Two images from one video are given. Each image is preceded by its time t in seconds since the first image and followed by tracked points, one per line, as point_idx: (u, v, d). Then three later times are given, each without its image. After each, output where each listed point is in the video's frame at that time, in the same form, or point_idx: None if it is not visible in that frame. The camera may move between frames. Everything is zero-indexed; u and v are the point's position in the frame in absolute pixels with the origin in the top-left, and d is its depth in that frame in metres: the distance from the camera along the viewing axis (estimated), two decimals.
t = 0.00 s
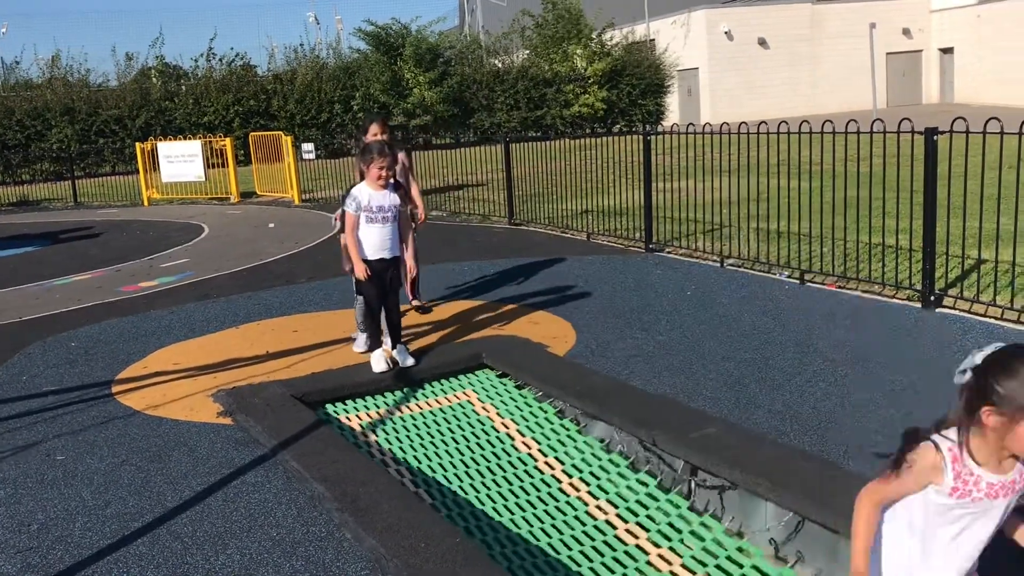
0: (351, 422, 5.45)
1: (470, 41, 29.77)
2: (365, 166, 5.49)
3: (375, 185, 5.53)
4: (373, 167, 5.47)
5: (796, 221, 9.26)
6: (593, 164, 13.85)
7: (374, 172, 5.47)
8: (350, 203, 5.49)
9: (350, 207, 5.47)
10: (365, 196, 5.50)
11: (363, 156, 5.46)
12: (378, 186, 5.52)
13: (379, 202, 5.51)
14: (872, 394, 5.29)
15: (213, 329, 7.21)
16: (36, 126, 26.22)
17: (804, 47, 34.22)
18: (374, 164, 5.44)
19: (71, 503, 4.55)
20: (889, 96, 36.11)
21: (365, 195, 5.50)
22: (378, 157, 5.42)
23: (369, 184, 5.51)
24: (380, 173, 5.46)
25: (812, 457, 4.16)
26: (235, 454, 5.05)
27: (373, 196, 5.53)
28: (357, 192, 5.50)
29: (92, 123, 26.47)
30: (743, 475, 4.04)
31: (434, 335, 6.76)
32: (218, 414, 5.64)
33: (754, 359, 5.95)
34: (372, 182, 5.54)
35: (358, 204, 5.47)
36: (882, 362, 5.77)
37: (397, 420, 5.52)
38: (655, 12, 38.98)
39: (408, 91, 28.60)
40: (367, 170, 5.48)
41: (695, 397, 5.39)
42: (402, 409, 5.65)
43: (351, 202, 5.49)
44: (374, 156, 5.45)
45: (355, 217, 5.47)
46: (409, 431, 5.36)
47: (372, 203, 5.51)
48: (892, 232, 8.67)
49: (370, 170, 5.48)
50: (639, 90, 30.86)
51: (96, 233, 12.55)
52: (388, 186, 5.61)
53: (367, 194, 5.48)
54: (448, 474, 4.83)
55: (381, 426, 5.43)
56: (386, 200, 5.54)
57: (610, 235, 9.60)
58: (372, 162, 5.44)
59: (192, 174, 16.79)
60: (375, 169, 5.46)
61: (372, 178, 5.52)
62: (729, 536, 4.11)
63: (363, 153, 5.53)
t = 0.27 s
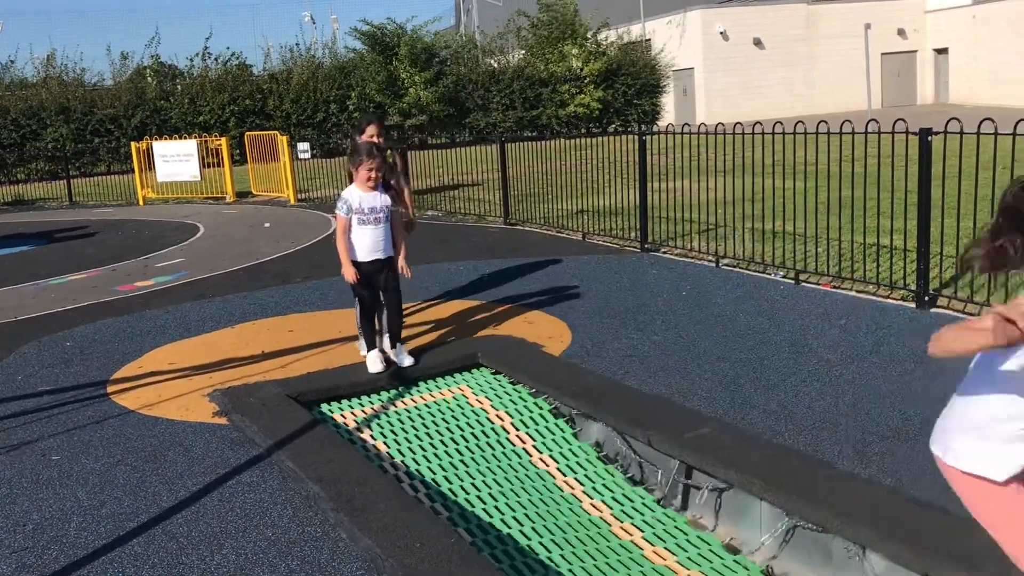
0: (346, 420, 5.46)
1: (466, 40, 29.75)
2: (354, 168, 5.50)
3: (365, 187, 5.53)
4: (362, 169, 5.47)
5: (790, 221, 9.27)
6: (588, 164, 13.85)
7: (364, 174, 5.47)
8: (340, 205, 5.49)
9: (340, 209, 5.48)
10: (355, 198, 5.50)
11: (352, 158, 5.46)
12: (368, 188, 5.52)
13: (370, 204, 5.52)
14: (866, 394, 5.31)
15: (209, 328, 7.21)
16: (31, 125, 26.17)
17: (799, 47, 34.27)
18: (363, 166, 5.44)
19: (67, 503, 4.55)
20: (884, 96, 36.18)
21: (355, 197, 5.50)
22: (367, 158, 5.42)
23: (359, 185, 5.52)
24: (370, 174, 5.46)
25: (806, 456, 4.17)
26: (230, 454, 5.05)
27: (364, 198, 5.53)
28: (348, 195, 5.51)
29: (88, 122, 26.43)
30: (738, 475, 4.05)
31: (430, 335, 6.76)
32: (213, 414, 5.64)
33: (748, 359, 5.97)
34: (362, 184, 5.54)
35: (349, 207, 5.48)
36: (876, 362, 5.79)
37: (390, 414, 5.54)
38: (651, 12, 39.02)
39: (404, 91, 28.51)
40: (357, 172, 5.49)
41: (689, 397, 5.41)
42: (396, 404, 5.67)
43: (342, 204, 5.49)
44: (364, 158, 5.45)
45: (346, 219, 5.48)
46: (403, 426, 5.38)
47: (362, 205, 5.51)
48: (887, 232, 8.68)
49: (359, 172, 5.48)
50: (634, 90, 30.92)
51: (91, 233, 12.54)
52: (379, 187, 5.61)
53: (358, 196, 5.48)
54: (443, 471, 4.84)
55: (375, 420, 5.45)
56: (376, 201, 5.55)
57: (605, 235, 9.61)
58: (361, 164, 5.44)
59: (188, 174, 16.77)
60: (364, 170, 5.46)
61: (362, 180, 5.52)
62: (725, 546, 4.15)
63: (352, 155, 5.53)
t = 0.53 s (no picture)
0: (345, 422, 5.46)
1: (464, 41, 29.73)
2: (360, 167, 5.47)
3: (371, 186, 5.51)
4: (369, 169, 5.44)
5: (790, 222, 9.27)
6: (587, 164, 13.85)
7: (370, 174, 5.45)
8: (346, 204, 5.47)
9: (346, 208, 5.47)
10: (360, 197, 5.48)
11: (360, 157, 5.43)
12: (374, 187, 5.50)
13: (375, 204, 5.50)
14: (866, 394, 5.31)
15: (208, 329, 7.20)
16: (30, 126, 26.16)
17: (798, 48, 34.26)
18: (370, 166, 5.41)
19: (65, 504, 4.55)
20: (883, 97, 36.19)
21: (361, 197, 5.48)
22: (374, 158, 5.39)
23: (366, 185, 5.49)
24: (377, 175, 5.44)
25: (806, 457, 4.17)
26: (229, 455, 5.05)
27: (370, 197, 5.51)
28: (353, 193, 5.49)
29: (87, 123, 26.41)
30: (737, 475, 4.05)
31: (431, 336, 6.76)
32: (212, 414, 5.64)
33: (748, 359, 5.97)
34: (368, 183, 5.52)
35: (354, 206, 5.46)
36: (876, 362, 5.79)
37: (390, 417, 5.54)
38: (650, 13, 39.05)
39: (404, 91, 28.31)
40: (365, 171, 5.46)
41: (689, 397, 5.41)
42: (395, 407, 5.67)
43: (347, 203, 5.47)
44: (370, 158, 5.42)
45: (350, 218, 5.47)
46: (402, 429, 5.38)
47: (368, 204, 5.50)
48: (887, 233, 8.68)
49: (366, 172, 5.45)
50: (634, 91, 30.97)
51: (90, 233, 12.53)
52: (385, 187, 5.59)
53: (363, 196, 5.46)
54: (443, 474, 4.83)
55: (374, 424, 5.44)
56: (382, 201, 5.53)
57: (604, 236, 9.61)
58: (368, 163, 5.41)
59: (187, 174, 16.77)
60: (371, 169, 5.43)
61: (368, 179, 5.50)
62: (725, 549, 4.14)
63: (359, 154, 5.51)
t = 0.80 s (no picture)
0: (346, 424, 5.46)
1: (466, 42, 29.76)
2: (369, 169, 5.46)
3: (380, 188, 5.49)
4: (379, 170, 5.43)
5: (791, 224, 9.27)
6: (589, 165, 13.84)
7: (379, 175, 5.43)
8: (355, 204, 5.45)
9: (355, 208, 5.45)
10: (369, 198, 5.46)
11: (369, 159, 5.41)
12: (383, 189, 5.48)
13: (384, 205, 5.49)
14: (867, 396, 5.31)
15: (210, 331, 7.21)
16: (32, 127, 26.19)
17: (800, 50, 34.26)
18: (379, 168, 5.39)
19: (67, 505, 4.55)
20: (885, 99, 36.21)
21: (371, 198, 5.47)
22: (383, 160, 5.38)
23: (375, 186, 5.48)
24: (387, 176, 5.42)
25: (807, 459, 4.17)
26: (231, 456, 5.05)
27: (378, 198, 5.50)
28: (362, 194, 5.46)
29: (88, 125, 26.42)
30: (738, 477, 4.06)
31: (435, 338, 6.76)
32: (214, 416, 5.64)
33: (749, 361, 5.98)
34: (377, 184, 5.50)
35: (364, 207, 5.44)
36: (877, 365, 5.79)
37: (392, 418, 5.54)
38: (651, 15, 39.08)
39: (405, 93, 28.43)
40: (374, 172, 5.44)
41: (691, 400, 5.41)
42: (397, 408, 5.67)
43: (356, 204, 5.45)
44: (380, 159, 5.40)
45: (360, 219, 5.44)
46: (403, 431, 5.38)
47: (377, 205, 5.48)
48: (888, 236, 8.68)
49: (375, 173, 5.44)
50: (635, 92, 30.99)
51: (91, 235, 12.53)
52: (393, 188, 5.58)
53: (373, 197, 5.45)
54: (443, 476, 4.84)
55: (376, 425, 5.45)
56: (391, 202, 5.52)
57: (605, 238, 9.61)
58: (378, 165, 5.39)
59: (188, 176, 16.77)
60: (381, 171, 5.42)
61: (377, 180, 5.48)
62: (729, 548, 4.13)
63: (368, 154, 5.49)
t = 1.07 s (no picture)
0: (348, 426, 5.46)
1: (468, 45, 29.79)
2: (370, 173, 5.46)
3: (381, 192, 5.50)
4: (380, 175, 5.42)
5: (793, 228, 9.27)
6: (591, 168, 13.85)
7: (380, 179, 5.43)
8: (356, 208, 5.45)
9: (356, 212, 5.45)
10: (370, 203, 5.46)
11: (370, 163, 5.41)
12: (384, 193, 5.48)
13: (385, 209, 5.48)
14: (869, 400, 5.31)
15: (212, 332, 7.22)
16: (35, 129, 26.23)
17: (802, 54, 34.27)
18: (380, 172, 5.39)
19: (69, 507, 4.56)
20: (887, 102, 36.22)
21: (372, 202, 5.47)
22: (384, 165, 5.38)
23: (376, 190, 5.48)
24: (388, 180, 5.42)
25: (810, 463, 4.17)
26: (233, 458, 5.05)
27: (379, 202, 5.50)
28: (363, 198, 5.47)
29: (91, 126, 26.45)
30: (739, 480, 4.06)
31: (438, 340, 6.77)
32: (216, 418, 5.64)
33: (751, 365, 5.98)
34: (377, 189, 5.50)
35: (365, 211, 5.44)
36: (879, 369, 5.79)
37: (393, 421, 5.54)
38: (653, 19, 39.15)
39: (407, 96, 28.37)
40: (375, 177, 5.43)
41: (692, 403, 5.41)
42: (398, 410, 5.68)
43: (358, 208, 5.45)
44: (381, 163, 5.39)
45: (361, 223, 5.45)
46: (405, 433, 5.38)
47: (378, 209, 5.48)
48: (890, 240, 8.68)
49: (376, 177, 5.44)
50: (638, 96, 31.02)
51: (93, 236, 12.55)
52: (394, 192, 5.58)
53: (374, 201, 5.45)
54: (445, 478, 4.84)
55: (377, 427, 5.45)
56: (392, 206, 5.52)
57: (607, 241, 9.62)
58: (379, 170, 5.39)
59: (190, 178, 16.79)
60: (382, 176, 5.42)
61: (378, 185, 5.48)
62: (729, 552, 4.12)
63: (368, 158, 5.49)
